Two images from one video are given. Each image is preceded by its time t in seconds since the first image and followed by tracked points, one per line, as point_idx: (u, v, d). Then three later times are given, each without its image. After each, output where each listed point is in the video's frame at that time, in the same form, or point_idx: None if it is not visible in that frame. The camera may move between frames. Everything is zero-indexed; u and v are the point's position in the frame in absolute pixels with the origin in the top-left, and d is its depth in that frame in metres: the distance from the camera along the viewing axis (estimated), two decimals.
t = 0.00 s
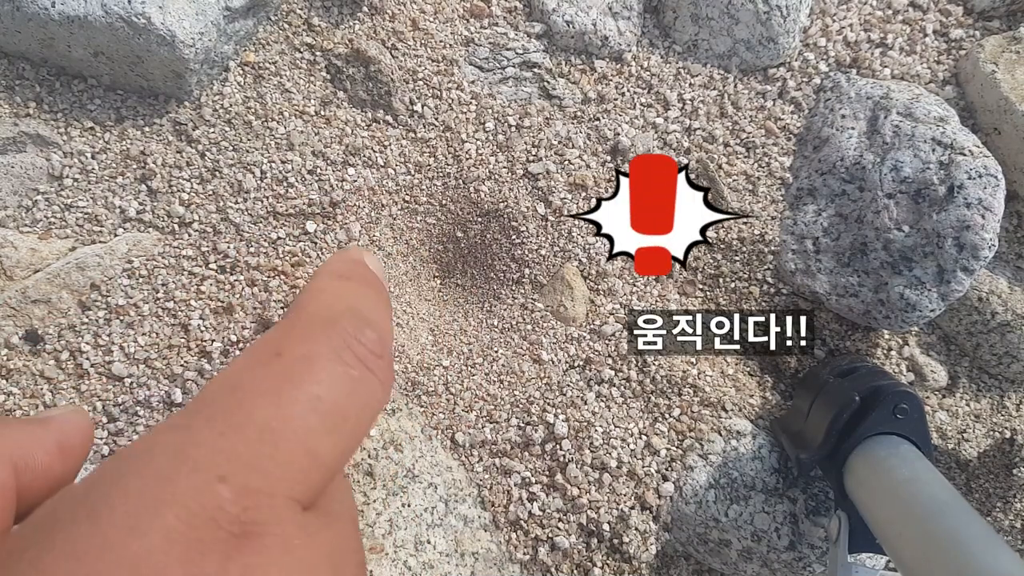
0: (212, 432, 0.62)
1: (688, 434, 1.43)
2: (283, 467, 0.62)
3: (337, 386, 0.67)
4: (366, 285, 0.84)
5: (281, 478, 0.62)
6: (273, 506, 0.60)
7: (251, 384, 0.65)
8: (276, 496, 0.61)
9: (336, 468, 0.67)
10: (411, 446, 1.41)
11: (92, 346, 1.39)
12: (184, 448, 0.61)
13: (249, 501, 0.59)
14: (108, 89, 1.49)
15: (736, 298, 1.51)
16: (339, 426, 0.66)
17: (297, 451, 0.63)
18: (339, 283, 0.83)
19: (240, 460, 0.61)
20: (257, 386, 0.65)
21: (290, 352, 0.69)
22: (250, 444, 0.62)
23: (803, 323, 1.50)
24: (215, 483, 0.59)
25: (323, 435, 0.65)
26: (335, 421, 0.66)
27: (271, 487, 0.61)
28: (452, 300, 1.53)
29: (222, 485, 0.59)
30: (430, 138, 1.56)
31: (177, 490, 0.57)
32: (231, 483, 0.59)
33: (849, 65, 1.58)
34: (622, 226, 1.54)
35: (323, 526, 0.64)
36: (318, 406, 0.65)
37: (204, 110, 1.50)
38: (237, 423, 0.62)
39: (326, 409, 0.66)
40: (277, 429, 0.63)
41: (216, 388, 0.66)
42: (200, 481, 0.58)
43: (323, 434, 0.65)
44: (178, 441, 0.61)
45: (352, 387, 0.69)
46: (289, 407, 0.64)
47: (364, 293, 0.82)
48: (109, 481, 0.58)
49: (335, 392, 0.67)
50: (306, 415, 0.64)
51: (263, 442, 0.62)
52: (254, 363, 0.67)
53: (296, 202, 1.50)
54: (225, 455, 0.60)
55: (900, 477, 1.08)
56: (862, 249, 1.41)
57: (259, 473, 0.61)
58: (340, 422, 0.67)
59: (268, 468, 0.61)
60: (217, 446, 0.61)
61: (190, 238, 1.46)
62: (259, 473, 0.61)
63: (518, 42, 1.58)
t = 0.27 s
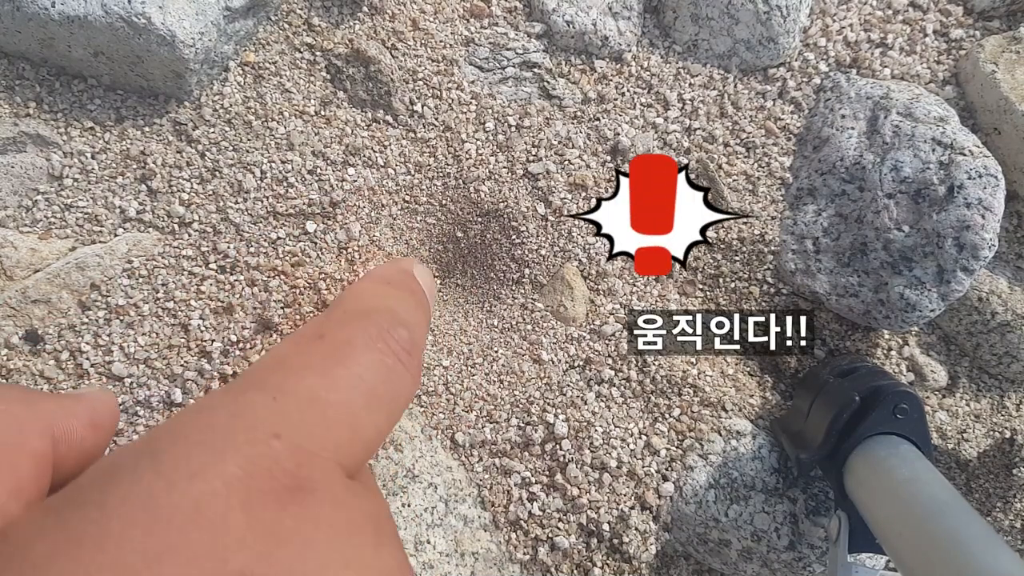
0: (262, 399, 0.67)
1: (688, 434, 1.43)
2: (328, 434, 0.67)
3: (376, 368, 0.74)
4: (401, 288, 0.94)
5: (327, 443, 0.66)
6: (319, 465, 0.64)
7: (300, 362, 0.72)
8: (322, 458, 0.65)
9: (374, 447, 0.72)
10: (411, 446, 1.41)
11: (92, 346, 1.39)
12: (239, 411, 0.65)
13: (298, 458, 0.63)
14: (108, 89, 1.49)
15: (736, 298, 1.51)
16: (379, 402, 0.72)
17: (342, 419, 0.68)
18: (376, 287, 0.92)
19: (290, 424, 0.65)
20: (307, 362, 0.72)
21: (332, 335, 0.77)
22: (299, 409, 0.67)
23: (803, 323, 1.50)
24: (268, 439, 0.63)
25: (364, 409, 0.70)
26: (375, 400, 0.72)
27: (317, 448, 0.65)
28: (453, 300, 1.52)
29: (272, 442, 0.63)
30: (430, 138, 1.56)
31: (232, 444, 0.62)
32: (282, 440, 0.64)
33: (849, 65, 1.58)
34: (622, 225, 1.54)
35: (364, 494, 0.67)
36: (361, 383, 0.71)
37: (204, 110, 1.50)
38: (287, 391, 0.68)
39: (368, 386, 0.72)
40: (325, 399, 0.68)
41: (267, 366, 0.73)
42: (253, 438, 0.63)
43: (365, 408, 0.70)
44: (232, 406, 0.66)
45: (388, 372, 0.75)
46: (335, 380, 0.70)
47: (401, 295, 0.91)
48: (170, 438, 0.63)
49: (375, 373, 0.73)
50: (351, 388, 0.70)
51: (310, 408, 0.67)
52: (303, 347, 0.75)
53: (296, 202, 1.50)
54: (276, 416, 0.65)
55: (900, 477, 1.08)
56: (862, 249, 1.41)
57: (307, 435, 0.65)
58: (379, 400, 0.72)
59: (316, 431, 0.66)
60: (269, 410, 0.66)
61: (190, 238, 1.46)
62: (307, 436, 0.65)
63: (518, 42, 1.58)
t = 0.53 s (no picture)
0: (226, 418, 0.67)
1: (688, 435, 1.43)
2: (294, 450, 0.67)
3: (349, 373, 0.72)
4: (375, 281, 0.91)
5: (293, 459, 0.66)
6: (281, 487, 0.65)
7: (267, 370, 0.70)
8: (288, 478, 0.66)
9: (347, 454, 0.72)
10: (411, 446, 1.41)
11: (92, 346, 1.39)
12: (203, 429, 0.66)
13: (260, 480, 0.64)
14: (108, 89, 1.49)
15: (736, 298, 1.51)
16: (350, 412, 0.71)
17: (310, 434, 0.68)
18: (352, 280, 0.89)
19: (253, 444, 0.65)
20: (274, 373, 0.70)
21: (305, 339, 0.74)
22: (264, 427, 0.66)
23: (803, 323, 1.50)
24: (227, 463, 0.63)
25: (335, 419, 0.69)
26: (349, 408, 0.71)
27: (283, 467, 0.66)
28: (452, 300, 1.53)
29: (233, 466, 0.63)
30: (430, 139, 1.56)
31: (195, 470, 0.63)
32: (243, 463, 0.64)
33: (849, 65, 1.58)
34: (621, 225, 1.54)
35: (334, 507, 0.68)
36: (332, 390, 0.70)
37: (204, 110, 1.50)
38: (252, 406, 0.67)
39: (340, 394, 0.70)
40: (292, 413, 0.68)
41: (234, 375, 0.71)
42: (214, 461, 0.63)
43: (336, 417, 0.70)
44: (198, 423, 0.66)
45: (365, 376, 0.73)
46: (302, 393, 0.69)
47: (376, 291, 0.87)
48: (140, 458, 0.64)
49: (348, 378, 0.71)
50: (319, 398, 0.69)
51: (274, 425, 0.66)
52: (272, 352, 0.72)
53: (296, 202, 1.50)
54: (239, 437, 0.65)
55: (901, 477, 1.08)
56: (862, 248, 1.41)
57: (270, 455, 0.65)
58: (352, 409, 0.71)
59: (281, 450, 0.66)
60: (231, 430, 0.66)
61: (190, 238, 1.46)
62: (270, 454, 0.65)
63: (518, 42, 1.58)
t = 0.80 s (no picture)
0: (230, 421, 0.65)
1: (688, 434, 1.43)
2: (299, 454, 0.66)
3: (355, 376, 0.70)
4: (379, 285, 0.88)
5: (298, 464, 0.65)
6: (286, 493, 0.64)
7: (271, 372, 0.69)
8: (292, 483, 0.65)
9: (352, 457, 0.71)
10: (411, 446, 1.41)
11: (92, 346, 1.39)
12: (206, 431, 0.64)
13: (264, 484, 0.63)
14: (108, 89, 1.49)
15: (736, 298, 1.51)
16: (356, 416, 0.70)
17: (315, 438, 0.67)
18: (354, 283, 0.86)
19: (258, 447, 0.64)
20: (279, 374, 0.68)
21: (310, 341, 0.72)
22: (268, 431, 0.65)
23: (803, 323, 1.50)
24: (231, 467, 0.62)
25: (341, 423, 0.69)
26: (353, 411, 0.70)
27: (288, 471, 0.65)
28: (452, 300, 1.53)
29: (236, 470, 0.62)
30: (430, 138, 1.56)
31: (198, 474, 0.61)
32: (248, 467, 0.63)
33: (849, 65, 1.58)
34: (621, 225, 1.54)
35: (339, 512, 0.68)
36: (338, 392, 0.69)
37: (204, 110, 1.50)
38: (256, 409, 0.66)
39: (346, 397, 0.69)
40: (298, 416, 0.66)
41: (236, 375, 0.69)
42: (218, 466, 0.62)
43: (341, 421, 0.69)
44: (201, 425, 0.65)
45: (370, 379, 0.71)
46: (307, 396, 0.67)
47: (378, 293, 0.85)
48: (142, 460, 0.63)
49: (354, 381, 0.70)
50: (325, 402, 0.68)
51: (279, 430, 0.65)
52: (277, 352, 0.71)
53: (296, 201, 1.50)
54: (242, 440, 0.64)
55: (900, 477, 1.08)
56: (862, 248, 1.41)
57: (275, 459, 0.64)
58: (358, 412, 0.70)
59: (285, 454, 0.65)
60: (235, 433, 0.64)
61: (190, 238, 1.46)
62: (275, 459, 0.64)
63: (518, 42, 1.58)
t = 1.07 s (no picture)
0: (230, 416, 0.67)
1: (688, 434, 1.43)
2: (298, 448, 0.66)
3: (353, 369, 0.71)
4: (368, 276, 0.86)
5: (297, 457, 0.66)
6: (285, 485, 0.64)
7: (269, 367, 0.70)
8: (292, 475, 0.65)
9: (351, 452, 0.71)
10: (411, 446, 1.42)
11: (92, 346, 1.39)
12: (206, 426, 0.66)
13: (263, 477, 0.63)
14: (108, 89, 1.49)
15: (736, 298, 1.51)
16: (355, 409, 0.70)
17: (314, 430, 0.67)
18: (350, 277, 0.85)
19: (257, 441, 0.65)
20: (277, 369, 0.70)
21: (307, 335, 0.73)
22: (267, 424, 0.66)
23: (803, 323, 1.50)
24: (230, 459, 0.63)
25: (340, 416, 0.69)
26: (352, 404, 0.70)
27: (287, 463, 0.65)
28: (452, 300, 1.53)
29: (236, 462, 0.63)
30: (430, 138, 1.56)
31: (198, 467, 0.62)
32: (246, 460, 0.64)
33: (849, 65, 1.58)
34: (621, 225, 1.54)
35: (340, 506, 0.67)
36: (337, 384, 0.70)
37: (204, 110, 1.50)
38: (256, 403, 0.67)
39: (344, 389, 0.70)
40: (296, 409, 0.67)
41: (235, 373, 0.71)
42: (217, 459, 0.63)
43: (341, 413, 0.69)
44: (202, 422, 0.66)
45: (367, 371, 0.72)
46: (305, 389, 0.68)
47: (376, 286, 0.85)
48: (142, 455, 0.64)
49: (352, 374, 0.71)
50: (323, 394, 0.69)
51: (278, 424, 0.66)
52: (274, 348, 0.72)
53: (296, 202, 1.50)
54: (241, 434, 0.65)
55: (900, 477, 1.08)
56: (862, 248, 1.41)
57: (272, 452, 0.65)
58: (357, 406, 0.71)
59: (283, 447, 0.66)
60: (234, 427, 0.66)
61: (190, 238, 1.46)
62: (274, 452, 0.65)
63: (518, 42, 1.58)
